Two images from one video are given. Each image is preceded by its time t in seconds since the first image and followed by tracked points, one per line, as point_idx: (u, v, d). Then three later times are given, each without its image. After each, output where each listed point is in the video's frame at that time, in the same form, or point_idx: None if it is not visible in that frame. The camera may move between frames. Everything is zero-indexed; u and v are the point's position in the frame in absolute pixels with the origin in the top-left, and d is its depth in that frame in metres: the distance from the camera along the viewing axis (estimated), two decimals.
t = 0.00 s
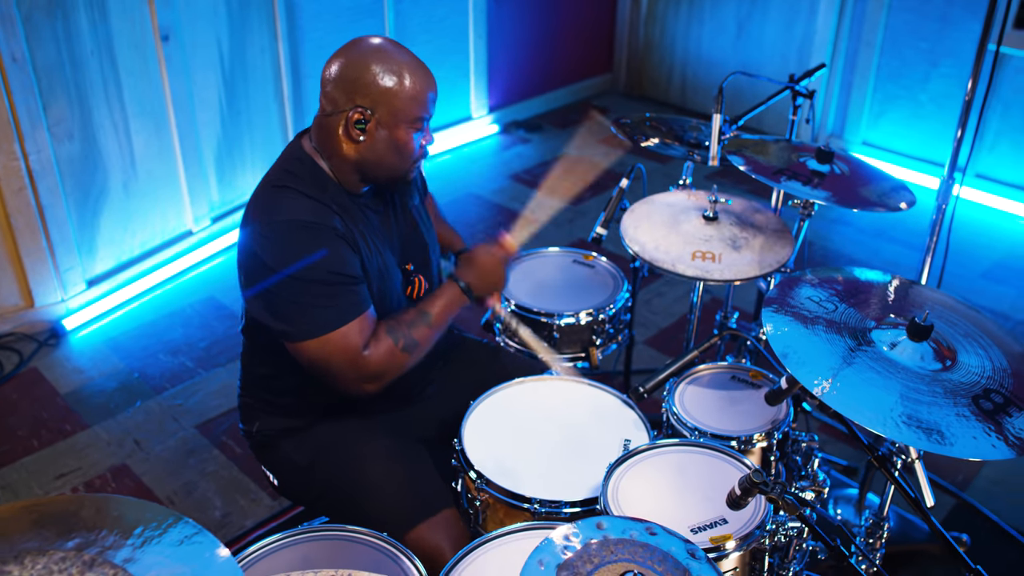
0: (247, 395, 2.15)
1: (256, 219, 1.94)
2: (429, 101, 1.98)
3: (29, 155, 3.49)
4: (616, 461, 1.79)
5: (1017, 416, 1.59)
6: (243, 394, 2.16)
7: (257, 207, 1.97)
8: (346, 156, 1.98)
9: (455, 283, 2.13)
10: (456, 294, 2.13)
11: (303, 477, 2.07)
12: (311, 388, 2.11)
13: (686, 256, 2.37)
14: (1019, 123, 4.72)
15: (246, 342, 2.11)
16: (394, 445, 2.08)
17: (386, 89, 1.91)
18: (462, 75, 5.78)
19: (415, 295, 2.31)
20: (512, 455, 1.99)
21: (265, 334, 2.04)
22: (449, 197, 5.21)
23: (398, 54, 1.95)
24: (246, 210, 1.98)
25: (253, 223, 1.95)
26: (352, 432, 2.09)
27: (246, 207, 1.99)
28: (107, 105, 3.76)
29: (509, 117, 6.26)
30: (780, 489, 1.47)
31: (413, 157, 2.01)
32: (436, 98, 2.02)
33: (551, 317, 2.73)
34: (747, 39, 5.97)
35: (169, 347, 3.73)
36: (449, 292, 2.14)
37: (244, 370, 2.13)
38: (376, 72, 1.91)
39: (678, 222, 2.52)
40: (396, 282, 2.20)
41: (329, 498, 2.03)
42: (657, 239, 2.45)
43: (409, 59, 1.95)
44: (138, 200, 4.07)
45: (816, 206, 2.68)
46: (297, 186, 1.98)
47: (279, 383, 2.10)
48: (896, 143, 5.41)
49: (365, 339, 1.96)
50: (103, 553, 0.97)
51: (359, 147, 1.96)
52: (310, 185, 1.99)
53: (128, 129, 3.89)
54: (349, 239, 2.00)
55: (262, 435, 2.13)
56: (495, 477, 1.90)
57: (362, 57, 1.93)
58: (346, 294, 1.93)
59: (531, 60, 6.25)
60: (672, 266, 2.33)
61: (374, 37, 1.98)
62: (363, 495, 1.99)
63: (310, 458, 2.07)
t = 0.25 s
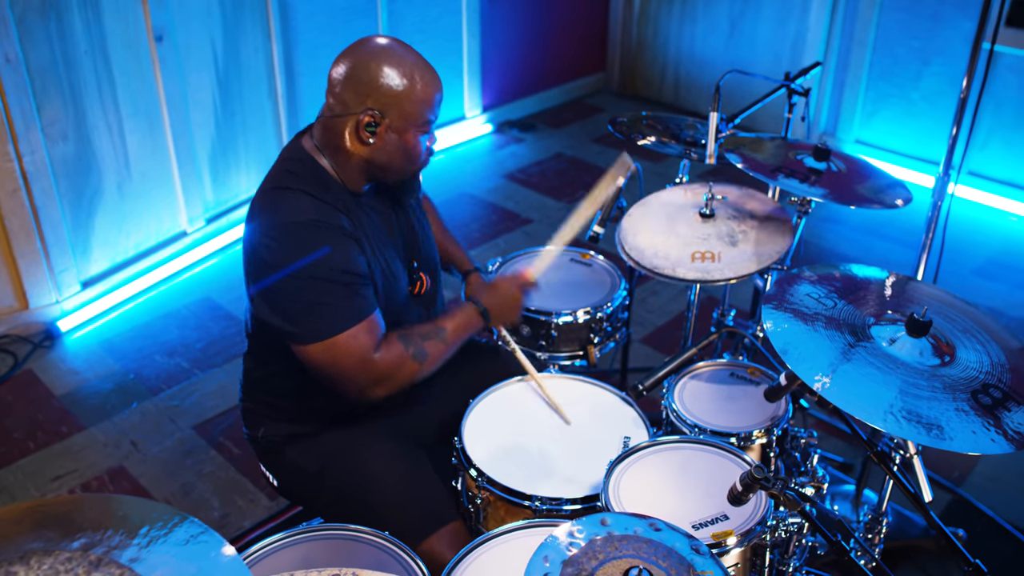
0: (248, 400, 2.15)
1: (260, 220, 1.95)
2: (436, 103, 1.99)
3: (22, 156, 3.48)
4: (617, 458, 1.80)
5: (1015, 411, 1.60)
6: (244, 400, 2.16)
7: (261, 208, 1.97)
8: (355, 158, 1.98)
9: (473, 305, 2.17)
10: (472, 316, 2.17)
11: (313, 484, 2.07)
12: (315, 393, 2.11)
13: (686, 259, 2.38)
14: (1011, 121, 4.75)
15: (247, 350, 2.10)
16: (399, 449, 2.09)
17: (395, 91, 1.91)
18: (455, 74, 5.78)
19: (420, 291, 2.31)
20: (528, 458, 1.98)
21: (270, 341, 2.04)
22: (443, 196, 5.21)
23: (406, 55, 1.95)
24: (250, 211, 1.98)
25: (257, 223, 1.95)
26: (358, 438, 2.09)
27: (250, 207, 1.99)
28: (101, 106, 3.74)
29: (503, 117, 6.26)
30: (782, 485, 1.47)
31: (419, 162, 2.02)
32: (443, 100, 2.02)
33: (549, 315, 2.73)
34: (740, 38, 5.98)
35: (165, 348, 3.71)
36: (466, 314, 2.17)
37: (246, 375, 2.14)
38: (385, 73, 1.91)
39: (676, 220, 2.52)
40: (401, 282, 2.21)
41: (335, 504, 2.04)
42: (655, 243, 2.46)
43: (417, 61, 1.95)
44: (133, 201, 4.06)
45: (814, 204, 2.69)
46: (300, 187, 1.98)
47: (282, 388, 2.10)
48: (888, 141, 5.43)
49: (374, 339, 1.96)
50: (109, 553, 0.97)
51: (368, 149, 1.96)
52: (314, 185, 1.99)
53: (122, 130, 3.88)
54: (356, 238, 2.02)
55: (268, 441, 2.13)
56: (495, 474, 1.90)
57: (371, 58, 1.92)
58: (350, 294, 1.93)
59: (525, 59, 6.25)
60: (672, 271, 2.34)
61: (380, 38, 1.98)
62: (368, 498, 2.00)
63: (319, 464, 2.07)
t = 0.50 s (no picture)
0: (244, 395, 2.14)
1: (250, 221, 1.95)
2: (429, 99, 1.98)
3: (13, 157, 3.46)
4: (616, 455, 1.80)
5: (1010, 404, 1.61)
6: (239, 396, 2.16)
7: (251, 208, 1.97)
8: (348, 157, 1.98)
9: (473, 310, 2.18)
10: (472, 321, 2.18)
11: (304, 480, 2.06)
12: (314, 390, 2.11)
13: (682, 251, 2.39)
14: (999, 118, 4.78)
15: (241, 345, 2.09)
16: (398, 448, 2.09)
17: (386, 88, 1.91)
18: (446, 74, 5.77)
19: (411, 294, 2.31)
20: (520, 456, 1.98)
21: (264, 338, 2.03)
22: (436, 196, 5.20)
23: (397, 52, 1.95)
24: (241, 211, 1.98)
25: (248, 224, 1.95)
26: (355, 436, 2.09)
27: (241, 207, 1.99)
28: (92, 107, 3.72)
29: (494, 116, 6.26)
30: (780, 480, 1.48)
31: (415, 155, 2.01)
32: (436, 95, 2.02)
33: (544, 313, 2.74)
34: (729, 36, 6.00)
35: (157, 349, 3.69)
36: (467, 318, 2.18)
37: (240, 371, 2.13)
38: (376, 71, 1.91)
39: (671, 217, 2.53)
40: (394, 281, 2.21)
41: (329, 501, 2.03)
42: (651, 237, 2.46)
43: (408, 58, 1.95)
44: (124, 202, 4.03)
45: (808, 200, 2.70)
46: (292, 188, 1.98)
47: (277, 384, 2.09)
48: (878, 139, 5.45)
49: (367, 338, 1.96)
50: (113, 553, 0.97)
51: (361, 146, 1.96)
52: (306, 186, 1.99)
53: (113, 131, 3.86)
54: (343, 237, 2.01)
55: (262, 436, 2.12)
56: (493, 472, 1.91)
57: (362, 56, 1.92)
58: (339, 292, 1.92)
59: (515, 58, 6.25)
60: (668, 262, 2.35)
61: (372, 36, 1.98)
62: (364, 495, 2.00)
63: (311, 461, 2.07)
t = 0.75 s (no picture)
0: (239, 391, 2.13)
1: (254, 208, 1.95)
2: (423, 90, 2.00)
3: (2, 160, 3.43)
4: (612, 452, 1.81)
5: (1004, 398, 1.63)
6: (234, 392, 2.14)
7: (255, 196, 1.97)
8: (345, 148, 1.99)
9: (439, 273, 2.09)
10: (441, 283, 2.10)
11: (299, 471, 2.07)
12: (298, 379, 2.09)
13: (675, 244, 2.40)
14: (986, 115, 4.82)
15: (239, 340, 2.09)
16: (385, 436, 2.07)
17: (381, 80, 1.92)
18: (436, 73, 5.76)
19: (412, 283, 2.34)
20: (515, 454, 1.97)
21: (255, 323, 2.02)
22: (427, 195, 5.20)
23: (392, 43, 1.96)
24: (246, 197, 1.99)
25: (251, 214, 1.95)
26: (343, 427, 2.08)
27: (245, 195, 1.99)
28: (81, 109, 3.70)
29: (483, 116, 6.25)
30: (777, 474, 1.49)
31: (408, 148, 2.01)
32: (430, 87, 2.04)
33: (538, 312, 2.74)
34: (718, 35, 6.03)
35: (149, 351, 3.66)
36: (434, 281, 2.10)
37: (236, 367, 2.12)
38: (371, 61, 1.91)
39: (664, 214, 2.54)
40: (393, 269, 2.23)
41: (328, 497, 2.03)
42: (643, 228, 2.47)
43: (402, 48, 1.96)
44: (114, 204, 4.01)
45: (800, 197, 2.71)
46: (296, 173, 1.98)
47: (275, 381, 2.08)
48: (866, 136, 5.49)
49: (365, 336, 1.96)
50: (115, 553, 0.97)
51: (356, 137, 1.96)
52: (307, 170, 2.00)
53: (103, 133, 3.83)
54: (350, 224, 2.02)
55: (256, 432, 2.12)
56: (490, 469, 1.91)
57: (356, 46, 1.92)
58: (345, 280, 1.93)
59: (504, 58, 6.25)
60: (663, 253, 2.36)
61: (366, 26, 1.98)
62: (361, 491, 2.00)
63: (304, 449, 2.06)
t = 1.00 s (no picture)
0: (234, 391, 2.13)
1: (241, 212, 1.95)
2: (421, 102, 1.98)
3: None
4: (609, 447, 1.82)
5: (996, 391, 1.64)
6: (229, 393, 2.15)
7: (243, 202, 1.97)
8: (339, 157, 1.98)
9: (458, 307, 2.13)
10: (458, 317, 2.13)
11: (296, 471, 2.07)
12: (295, 381, 2.10)
13: (666, 249, 2.41)
14: (972, 111, 4.86)
15: (234, 340, 2.08)
16: (386, 440, 2.10)
17: (379, 91, 1.91)
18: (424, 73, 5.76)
19: (401, 292, 2.32)
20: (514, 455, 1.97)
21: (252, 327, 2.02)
22: (417, 194, 5.19)
23: (390, 55, 1.95)
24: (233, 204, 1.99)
25: (238, 216, 1.95)
26: (342, 429, 2.09)
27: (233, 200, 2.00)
28: (69, 112, 3.68)
29: (472, 115, 6.25)
30: (773, 469, 1.50)
31: (403, 159, 2.00)
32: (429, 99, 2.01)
33: (531, 310, 2.74)
34: (705, 34, 6.05)
35: (140, 353, 3.64)
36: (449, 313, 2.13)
37: (231, 367, 2.11)
38: (369, 73, 1.91)
39: (656, 212, 2.55)
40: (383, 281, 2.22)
41: (327, 496, 2.04)
42: (635, 237, 2.48)
43: (402, 61, 1.95)
44: (103, 206, 3.98)
45: (791, 194, 2.73)
46: (283, 180, 1.98)
47: (269, 382, 2.08)
48: (853, 133, 5.52)
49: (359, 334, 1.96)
50: (115, 554, 0.96)
51: (351, 149, 1.96)
52: (296, 179, 1.99)
53: (92, 135, 3.81)
54: (337, 231, 2.02)
55: (250, 429, 2.11)
56: (486, 468, 1.91)
57: (354, 57, 1.92)
58: (332, 286, 1.93)
59: (493, 57, 6.25)
60: (653, 262, 2.36)
61: (364, 37, 1.97)
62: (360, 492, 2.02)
63: (302, 448, 2.07)
